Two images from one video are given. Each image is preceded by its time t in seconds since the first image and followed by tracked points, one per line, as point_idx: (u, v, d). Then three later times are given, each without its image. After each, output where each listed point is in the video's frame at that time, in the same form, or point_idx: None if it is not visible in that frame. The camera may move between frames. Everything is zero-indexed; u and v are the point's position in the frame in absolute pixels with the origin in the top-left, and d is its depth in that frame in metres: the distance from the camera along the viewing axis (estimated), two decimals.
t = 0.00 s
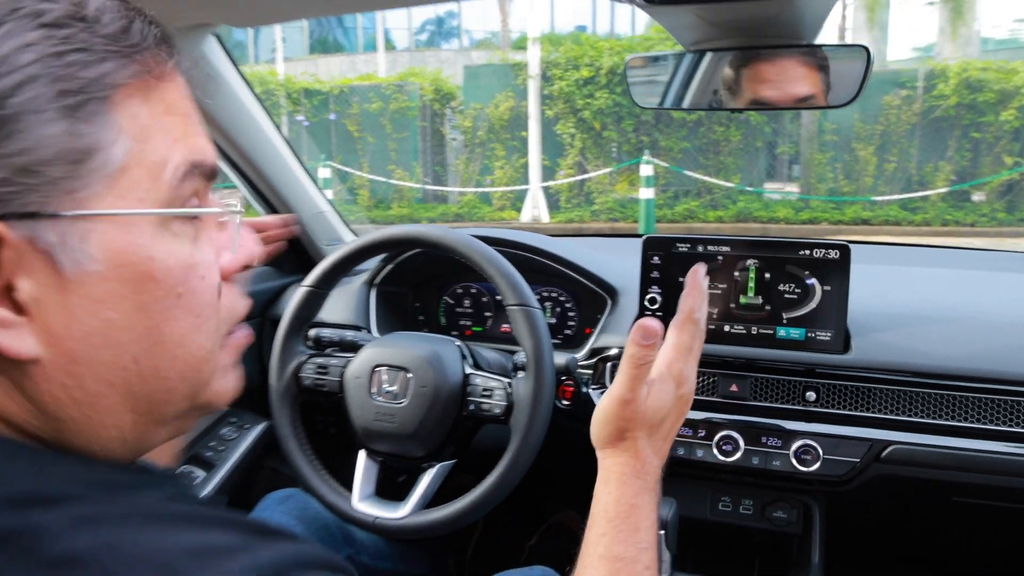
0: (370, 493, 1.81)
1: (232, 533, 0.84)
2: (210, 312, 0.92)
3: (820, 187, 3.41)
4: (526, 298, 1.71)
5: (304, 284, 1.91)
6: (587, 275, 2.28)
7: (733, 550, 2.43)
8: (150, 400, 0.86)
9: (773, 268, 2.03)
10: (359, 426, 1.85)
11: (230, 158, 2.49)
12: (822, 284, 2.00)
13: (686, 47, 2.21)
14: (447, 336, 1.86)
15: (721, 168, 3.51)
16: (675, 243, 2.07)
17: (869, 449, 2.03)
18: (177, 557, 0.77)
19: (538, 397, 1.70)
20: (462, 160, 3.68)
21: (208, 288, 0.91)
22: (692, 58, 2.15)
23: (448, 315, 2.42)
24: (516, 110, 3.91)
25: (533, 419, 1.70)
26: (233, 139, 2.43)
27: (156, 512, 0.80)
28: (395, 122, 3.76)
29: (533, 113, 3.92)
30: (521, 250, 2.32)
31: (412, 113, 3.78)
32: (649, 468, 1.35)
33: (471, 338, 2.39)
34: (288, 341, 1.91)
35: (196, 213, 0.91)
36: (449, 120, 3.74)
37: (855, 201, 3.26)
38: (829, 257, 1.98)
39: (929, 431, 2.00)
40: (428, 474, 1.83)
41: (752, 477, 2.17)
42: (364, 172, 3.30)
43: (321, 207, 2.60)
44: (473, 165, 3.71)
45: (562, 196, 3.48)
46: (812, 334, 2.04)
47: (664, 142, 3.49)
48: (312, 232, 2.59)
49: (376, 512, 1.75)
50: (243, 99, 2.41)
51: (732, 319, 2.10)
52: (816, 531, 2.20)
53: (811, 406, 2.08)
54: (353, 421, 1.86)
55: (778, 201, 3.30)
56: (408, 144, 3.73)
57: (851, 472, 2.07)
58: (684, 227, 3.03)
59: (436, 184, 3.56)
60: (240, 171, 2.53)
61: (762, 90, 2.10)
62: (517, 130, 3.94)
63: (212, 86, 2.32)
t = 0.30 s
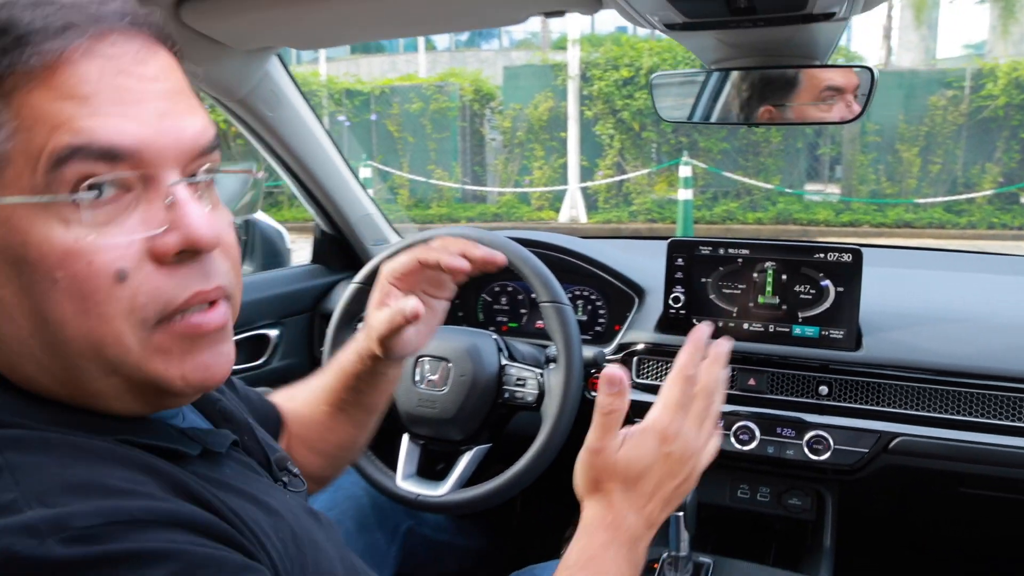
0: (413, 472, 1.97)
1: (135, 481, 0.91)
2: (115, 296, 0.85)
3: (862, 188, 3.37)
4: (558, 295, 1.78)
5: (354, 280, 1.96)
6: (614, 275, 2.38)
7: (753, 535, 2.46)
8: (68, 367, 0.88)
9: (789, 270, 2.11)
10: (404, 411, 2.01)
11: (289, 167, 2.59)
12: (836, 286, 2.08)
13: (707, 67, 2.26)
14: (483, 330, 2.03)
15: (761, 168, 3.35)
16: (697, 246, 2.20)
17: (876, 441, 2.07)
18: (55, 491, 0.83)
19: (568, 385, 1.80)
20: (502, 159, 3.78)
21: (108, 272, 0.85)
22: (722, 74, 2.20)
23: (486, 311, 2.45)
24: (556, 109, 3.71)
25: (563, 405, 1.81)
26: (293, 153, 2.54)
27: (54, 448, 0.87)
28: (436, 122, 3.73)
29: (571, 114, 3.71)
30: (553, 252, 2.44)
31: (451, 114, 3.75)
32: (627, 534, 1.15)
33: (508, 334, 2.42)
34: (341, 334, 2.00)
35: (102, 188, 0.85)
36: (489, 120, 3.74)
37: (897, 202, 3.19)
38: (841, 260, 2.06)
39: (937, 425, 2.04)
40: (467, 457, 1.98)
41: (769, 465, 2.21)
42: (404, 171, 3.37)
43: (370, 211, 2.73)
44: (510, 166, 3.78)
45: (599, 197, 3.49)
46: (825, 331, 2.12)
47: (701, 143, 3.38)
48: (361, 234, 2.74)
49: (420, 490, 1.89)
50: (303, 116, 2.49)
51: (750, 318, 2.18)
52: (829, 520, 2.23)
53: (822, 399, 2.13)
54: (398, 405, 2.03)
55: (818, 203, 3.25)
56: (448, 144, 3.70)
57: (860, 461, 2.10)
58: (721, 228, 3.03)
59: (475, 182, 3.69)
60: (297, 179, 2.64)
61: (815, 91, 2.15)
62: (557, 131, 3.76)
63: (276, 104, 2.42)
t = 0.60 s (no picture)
0: (447, 456, 2.03)
1: (203, 456, 0.88)
2: (167, 312, 0.82)
3: (889, 188, 3.37)
4: (582, 292, 1.88)
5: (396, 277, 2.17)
6: (636, 275, 2.39)
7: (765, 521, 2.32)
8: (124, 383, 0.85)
9: (800, 271, 2.08)
10: (438, 399, 2.08)
11: (332, 173, 2.62)
12: (843, 284, 2.04)
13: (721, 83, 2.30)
14: (513, 323, 2.09)
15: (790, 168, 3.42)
16: (713, 248, 2.15)
17: (877, 430, 2.01)
18: (136, 463, 0.81)
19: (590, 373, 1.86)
20: (530, 159, 3.78)
21: (158, 289, 0.82)
22: (740, 90, 2.24)
23: (515, 308, 2.50)
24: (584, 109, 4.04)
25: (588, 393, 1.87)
26: (337, 159, 2.56)
27: (124, 422, 0.85)
28: (466, 121, 3.53)
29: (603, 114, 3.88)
30: (582, 253, 2.44)
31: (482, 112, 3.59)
32: (632, 471, 1.18)
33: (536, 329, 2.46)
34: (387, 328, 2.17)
35: (145, 213, 0.82)
36: (517, 118, 3.75)
37: (927, 204, 3.13)
38: (848, 261, 2.02)
39: (946, 417, 1.98)
40: (497, 442, 2.03)
41: (780, 452, 2.15)
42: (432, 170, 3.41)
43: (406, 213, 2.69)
44: (539, 163, 3.83)
45: (627, 195, 3.57)
46: (834, 328, 2.07)
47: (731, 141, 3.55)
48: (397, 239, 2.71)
49: (453, 472, 1.96)
50: (345, 123, 2.51)
51: (760, 315, 2.14)
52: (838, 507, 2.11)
53: (829, 391, 2.08)
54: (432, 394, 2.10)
55: (846, 203, 3.18)
56: (478, 143, 3.55)
57: (863, 450, 2.03)
58: (749, 229, 3.01)
59: (503, 181, 3.53)
60: (339, 183, 2.64)
61: (838, 99, 2.18)
62: (585, 130, 4.13)
63: (322, 114, 2.45)
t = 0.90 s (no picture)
0: (468, 442, 2.14)
1: (289, 448, 1.05)
2: (278, 310, 1.02)
3: (915, 188, 3.23)
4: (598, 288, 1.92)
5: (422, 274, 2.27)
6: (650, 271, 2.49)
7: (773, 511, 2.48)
8: (236, 364, 1.04)
9: (808, 268, 2.18)
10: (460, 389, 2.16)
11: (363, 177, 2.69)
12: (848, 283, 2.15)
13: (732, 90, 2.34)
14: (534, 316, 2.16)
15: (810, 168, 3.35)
16: (724, 246, 2.28)
17: (880, 420, 2.11)
18: (234, 453, 0.98)
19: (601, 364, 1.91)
20: (551, 157, 3.79)
21: (273, 291, 1.01)
22: (754, 97, 2.27)
23: (535, 303, 2.52)
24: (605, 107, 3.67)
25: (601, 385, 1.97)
26: (368, 163, 2.63)
27: (225, 417, 1.03)
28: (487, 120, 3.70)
29: (621, 110, 3.57)
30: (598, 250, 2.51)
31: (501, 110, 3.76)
32: (646, 440, 1.20)
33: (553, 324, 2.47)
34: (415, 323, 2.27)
35: (272, 227, 1.00)
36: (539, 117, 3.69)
37: (950, 202, 3.05)
38: (851, 260, 2.13)
39: (946, 409, 2.07)
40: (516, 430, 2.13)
41: (788, 441, 2.25)
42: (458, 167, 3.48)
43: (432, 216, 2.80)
44: (559, 161, 3.79)
45: (648, 194, 3.60)
46: (838, 323, 2.18)
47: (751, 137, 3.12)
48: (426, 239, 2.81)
49: (474, 457, 2.08)
50: (376, 127, 2.60)
51: (769, 311, 2.26)
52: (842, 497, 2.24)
53: (835, 383, 2.18)
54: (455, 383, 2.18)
55: (868, 202, 3.17)
56: (498, 141, 3.75)
57: (865, 440, 2.13)
58: (770, 228, 3.03)
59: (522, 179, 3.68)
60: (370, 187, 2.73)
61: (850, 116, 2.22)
62: (605, 127, 3.74)
63: (354, 118, 2.53)
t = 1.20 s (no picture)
0: (482, 431, 2.26)
1: (344, 450, 1.11)
2: (351, 320, 1.11)
3: (931, 186, 3.14)
4: (608, 282, 2.00)
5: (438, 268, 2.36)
6: (654, 263, 2.51)
7: (779, 495, 2.58)
8: (304, 368, 1.13)
9: (813, 264, 2.23)
10: (475, 378, 2.26)
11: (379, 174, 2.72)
12: (851, 277, 2.20)
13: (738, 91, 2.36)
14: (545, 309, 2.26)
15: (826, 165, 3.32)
16: (731, 241, 2.33)
17: (882, 411, 2.16)
18: (291, 456, 1.04)
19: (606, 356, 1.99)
20: (567, 154, 3.79)
21: (348, 303, 1.10)
22: (763, 97, 2.27)
23: (548, 297, 2.54)
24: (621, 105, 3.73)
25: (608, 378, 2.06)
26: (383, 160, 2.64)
27: (283, 421, 1.09)
28: (503, 117, 3.46)
29: (639, 111, 3.49)
30: (605, 244, 2.55)
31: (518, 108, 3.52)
32: (650, 456, 1.16)
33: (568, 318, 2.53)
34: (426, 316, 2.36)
35: (350, 245, 1.10)
36: (555, 114, 3.67)
37: (966, 201, 3.02)
38: (855, 255, 2.18)
39: (946, 400, 2.12)
40: (529, 419, 2.23)
41: (795, 433, 2.31)
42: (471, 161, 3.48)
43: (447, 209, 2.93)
44: (577, 159, 3.82)
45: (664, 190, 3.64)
46: (842, 317, 2.23)
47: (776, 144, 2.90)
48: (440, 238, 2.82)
49: (487, 446, 2.21)
50: (391, 124, 2.61)
51: (775, 305, 2.31)
52: (844, 487, 2.33)
53: (838, 375, 2.22)
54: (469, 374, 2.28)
55: (885, 200, 3.10)
56: (516, 138, 3.60)
57: (868, 430, 2.18)
58: (785, 226, 3.04)
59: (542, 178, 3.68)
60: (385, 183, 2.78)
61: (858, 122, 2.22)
62: (620, 126, 3.84)
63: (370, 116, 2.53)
